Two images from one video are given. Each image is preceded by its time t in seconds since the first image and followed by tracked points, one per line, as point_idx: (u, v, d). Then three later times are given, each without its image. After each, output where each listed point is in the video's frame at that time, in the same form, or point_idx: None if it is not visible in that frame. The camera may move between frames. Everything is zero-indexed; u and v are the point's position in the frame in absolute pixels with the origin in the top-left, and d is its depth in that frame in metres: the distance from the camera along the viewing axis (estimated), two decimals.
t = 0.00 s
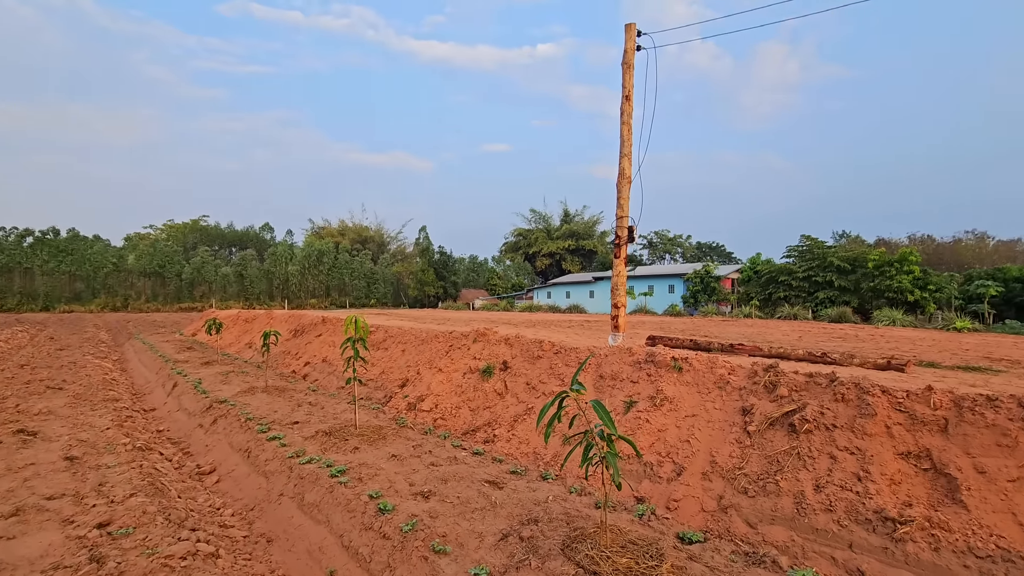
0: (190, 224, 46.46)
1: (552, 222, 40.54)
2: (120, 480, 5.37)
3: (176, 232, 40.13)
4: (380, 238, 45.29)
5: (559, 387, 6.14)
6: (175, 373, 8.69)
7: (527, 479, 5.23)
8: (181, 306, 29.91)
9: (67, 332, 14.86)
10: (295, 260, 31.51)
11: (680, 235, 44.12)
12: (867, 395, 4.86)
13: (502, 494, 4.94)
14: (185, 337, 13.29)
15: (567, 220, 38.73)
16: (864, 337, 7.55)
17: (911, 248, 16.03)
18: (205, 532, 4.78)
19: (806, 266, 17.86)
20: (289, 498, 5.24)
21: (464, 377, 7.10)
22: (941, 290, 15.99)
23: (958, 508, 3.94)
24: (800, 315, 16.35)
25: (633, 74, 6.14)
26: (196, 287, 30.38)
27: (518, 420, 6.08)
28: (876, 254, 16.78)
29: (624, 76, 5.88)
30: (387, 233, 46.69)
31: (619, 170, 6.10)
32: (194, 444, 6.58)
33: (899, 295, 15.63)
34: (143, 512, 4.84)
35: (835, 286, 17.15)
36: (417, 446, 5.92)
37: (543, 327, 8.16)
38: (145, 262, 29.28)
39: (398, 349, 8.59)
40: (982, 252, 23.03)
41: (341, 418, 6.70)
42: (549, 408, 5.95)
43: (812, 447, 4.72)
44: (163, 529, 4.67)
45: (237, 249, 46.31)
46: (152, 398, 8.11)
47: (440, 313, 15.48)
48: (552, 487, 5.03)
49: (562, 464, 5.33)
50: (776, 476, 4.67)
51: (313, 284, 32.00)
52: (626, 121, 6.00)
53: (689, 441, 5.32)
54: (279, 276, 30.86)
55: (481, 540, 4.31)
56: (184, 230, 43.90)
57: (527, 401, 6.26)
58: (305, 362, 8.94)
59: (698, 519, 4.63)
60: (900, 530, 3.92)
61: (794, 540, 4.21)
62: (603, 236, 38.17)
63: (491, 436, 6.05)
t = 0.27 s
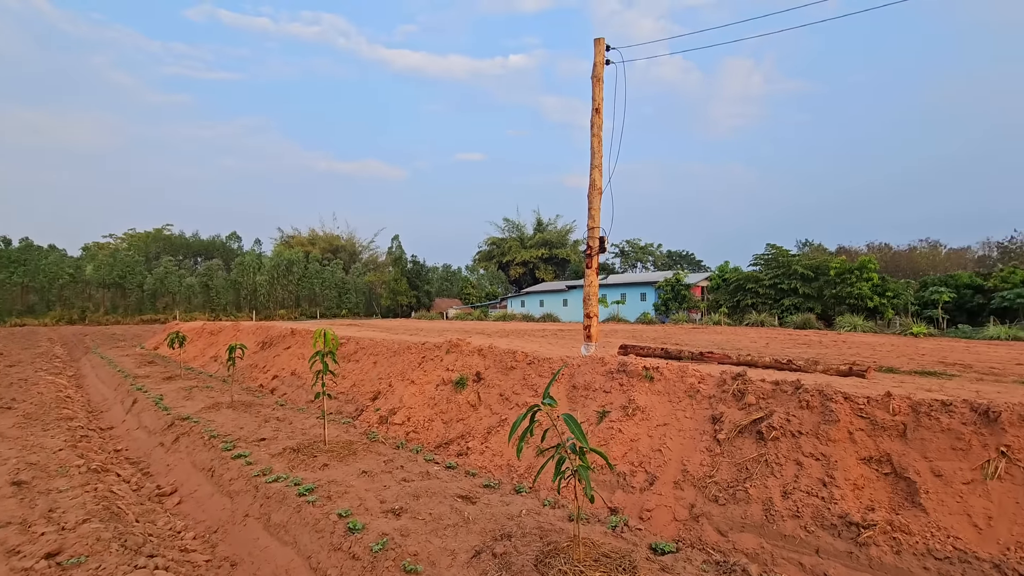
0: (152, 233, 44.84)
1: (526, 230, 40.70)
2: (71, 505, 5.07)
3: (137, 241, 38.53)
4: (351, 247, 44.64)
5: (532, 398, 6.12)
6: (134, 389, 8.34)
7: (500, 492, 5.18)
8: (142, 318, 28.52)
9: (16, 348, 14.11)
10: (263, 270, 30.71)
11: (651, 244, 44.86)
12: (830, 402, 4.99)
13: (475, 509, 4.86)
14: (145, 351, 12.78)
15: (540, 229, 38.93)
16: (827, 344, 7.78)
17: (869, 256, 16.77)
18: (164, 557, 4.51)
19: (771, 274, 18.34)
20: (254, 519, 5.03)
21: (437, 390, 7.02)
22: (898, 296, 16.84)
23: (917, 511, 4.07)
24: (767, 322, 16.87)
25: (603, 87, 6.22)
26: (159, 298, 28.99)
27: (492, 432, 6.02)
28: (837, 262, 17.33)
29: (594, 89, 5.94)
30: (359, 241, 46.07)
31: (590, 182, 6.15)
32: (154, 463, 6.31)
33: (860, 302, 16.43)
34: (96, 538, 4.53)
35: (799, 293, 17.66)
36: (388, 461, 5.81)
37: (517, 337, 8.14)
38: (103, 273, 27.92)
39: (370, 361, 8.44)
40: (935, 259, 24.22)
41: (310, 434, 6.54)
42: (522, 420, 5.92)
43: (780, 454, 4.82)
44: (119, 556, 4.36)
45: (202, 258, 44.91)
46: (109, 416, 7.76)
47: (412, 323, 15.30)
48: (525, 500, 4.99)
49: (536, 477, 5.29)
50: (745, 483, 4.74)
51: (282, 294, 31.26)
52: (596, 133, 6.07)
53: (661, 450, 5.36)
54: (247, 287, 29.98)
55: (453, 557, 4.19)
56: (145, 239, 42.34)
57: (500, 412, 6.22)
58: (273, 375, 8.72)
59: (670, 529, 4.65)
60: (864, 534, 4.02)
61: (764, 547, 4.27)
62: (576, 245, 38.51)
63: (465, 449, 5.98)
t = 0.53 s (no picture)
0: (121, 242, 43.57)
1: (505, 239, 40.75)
2: (28, 528, 4.80)
3: (105, 250, 37.24)
4: (328, 257, 44.09)
5: (512, 409, 6.08)
6: (100, 405, 8.06)
7: (479, 506, 5.11)
8: (110, 330, 27.31)
9: None
10: (237, 280, 30.05)
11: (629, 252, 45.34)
12: (803, 410, 5.06)
13: (454, 524, 4.78)
14: (112, 365, 12.37)
15: (519, 237, 39.01)
16: (800, 351, 7.93)
17: (839, 265, 17.25)
18: None
19: (746, 282, 18.64)
20: (223, 539, 4.81)
21: (415, 402, 6.93)
22: (867, 303, 17.32)
23: (888, 517, 4.15)
24: (742, 329, 17.16)
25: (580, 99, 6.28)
26: (128, 309, 27.85)
27: (471, 444, 5.95)
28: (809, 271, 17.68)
29: (570, 102, 5.99)
30: (336, 250, 45.52)
31: (567, 193, 6.18)
32: (119, 482, 6.06)
33: (831, 309, 16.84)
34: (54, 563, 4.24)
35: (773, 300, 18.02)
36: (364, 476, 5.70)
37: (495, 347, 8.10)
38: (68, 283, 26.82)
39: (347, 374, 8.31)
40: (901, 267, 25.02)
41: (284, 449, 6.40)
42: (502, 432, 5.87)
43: (755, 463, 4.87)
44: None
45: (173, 268, 43.80)
46: (73, 433, 7.47)
47: (390, 334, 15.15)
48: (504, 514, 4.94)
49: (515, 490, 5.24)
50: (722, 492, 4.77)
51: (257, 304, 30.62)
52: (574, 144, 6.11)
53: (640, 461, 5.38)
54: (220, 297, 29.19)
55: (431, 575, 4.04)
56: (113, 248, 41.09)
57: (479, 424, 6.16)
58: (246, 388, 8.53)
59: (649, 540, 4.65)
60: (838, 541, 4.08)
61: (741, 556, 4.30)
62: (555, 254, 38.69)
63: (443, 462, 5.91)
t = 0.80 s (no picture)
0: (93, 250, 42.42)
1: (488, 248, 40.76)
2: None
3: (77, 259, 36.13)
4: (309, 266, 43.58)
5: (494, 420, 6.04)
6: (69, 419, 7.80)
7: (461, 520, 5.05)
8: (81, 342, 26.37)
9: None
10: (214, 289, 29.45)
11: (611, 261, 45.75)
12: (781, 419, 5.13)
13: (435, 539, 4.71)
14: (82, 378, 12.00)
15: (502, 246, 39.06)
16: (778, 359, 8.05)
17: (815, 274, 17.64)
18: None
19: (725, 291, 18.90)
20: (197, 558, 4.64)
21: (397, 414, 6.85)
22: (842, 312, 17.72)
23: (865, 525, 4.21)
24: (722, 338, 17.39)
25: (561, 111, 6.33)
26: (100, 320, 26.99)
27: (453, 456, 5.90)
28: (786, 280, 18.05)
29: (551, 113, 6.03)
30: (317, 259, 45.02)
31: (549, 203, 6.21)
32: (88, 500, 5.86)
33: (807, 317, 17.18)
34: None
35: (751, 309, 18.30)
36: (344, 491, 5.60)
37: (478, 357, 8.07)
38: (37, 293, 25.90)
39: (327, 385, 8.19)
40: (874, 276, 25.71)
41: (261, 464, 6.26)
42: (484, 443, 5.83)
43: (736, 472, 4.91)
44: None
45: (148, 278, 42.77)
46: (40, 449, 7.21)
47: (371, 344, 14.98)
48: (487, 528, 4.89)
49: (497, 503, 5.20)
50: (703, 502, 4.80)
51: (235, 315, 30.04)
52: (555, 156, 6.15)
53: (622, 471, 5.38)
54: (196, 307, 28.53)
55: None
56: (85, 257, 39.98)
57: (461, 435, 6.11)
58: (223, 401, 8.35)
59: (631, 551, 4.64)
60: (816, 549, 4.12)
61: (722, 565, 4.31)
62: (538, 263, 38.83)
63: (424, 474, 5.83)
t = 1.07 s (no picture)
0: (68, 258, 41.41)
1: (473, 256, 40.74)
2: None
3: (51, 266, 35.21)
4: (292, 274, 43.10)
5: (479, 430, 6.01)
6: (41, 433, 7.57)
7: (446, 532, 5.00)
8: (54, 351, 25.60)
9: None
10: (195, 298, 28.92)
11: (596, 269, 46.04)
12: (764, 427, 5.19)
13: (420, 551, 4.65)
14: (54, 390, 11.66)
15: (487, 254, 39.08)
16: (760, 367, 8.15)
17: (795, 282, 17.92)
18: None
19: (708, 299, 19.09)
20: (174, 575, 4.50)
21: (381, 424, 6.78)
22: (822, 319, 18.02)
23: (846, 532, 4.26)
24: (706, 345, 17.55)
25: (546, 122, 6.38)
26: (76, 329, 26.27)
27: (438, 467, 5.85)
28: (768, 288, 18.31)
29: (536, 124, 6.07)
30: (300, 267, 44.55)
31: (535, 213, 6.23)
32: (60, 517, 5.68)
33: (789, 324, 17.41)
34: None
35: (734, 317, 18.53)
36: (327, 504, 5.52)
37: (463, 366, 8.04)
38: (9, 301, 25.18)
39: (309, 396, 8.08)
40: (853, 283, 26.19)
41: (241, 477, 6.13)
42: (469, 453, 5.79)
43: (720, 480, 4.94)
44: None
45: (125, 286, 41.87)
46: (10, 464, 6.98)
47: (354, 354, 14.84)
48: (472, 540, 4.85)
49: (483, 514, 5.16)
50: (688, 511, 4.81)
51: (216, 323, 29.51)
52: (540, 166, 6.18)
53: (607, 480, 5.38)
54: (176, 316, 27.97)
55: None
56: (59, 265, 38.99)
57: (446, 446, 6.06)
58: (203, 412, 8.19)
59: (617, 561, 4.63)
60: (800, 557, 4.16)
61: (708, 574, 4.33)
62: (523, 270, 38.89)
63: (409, 486, 5.77)
